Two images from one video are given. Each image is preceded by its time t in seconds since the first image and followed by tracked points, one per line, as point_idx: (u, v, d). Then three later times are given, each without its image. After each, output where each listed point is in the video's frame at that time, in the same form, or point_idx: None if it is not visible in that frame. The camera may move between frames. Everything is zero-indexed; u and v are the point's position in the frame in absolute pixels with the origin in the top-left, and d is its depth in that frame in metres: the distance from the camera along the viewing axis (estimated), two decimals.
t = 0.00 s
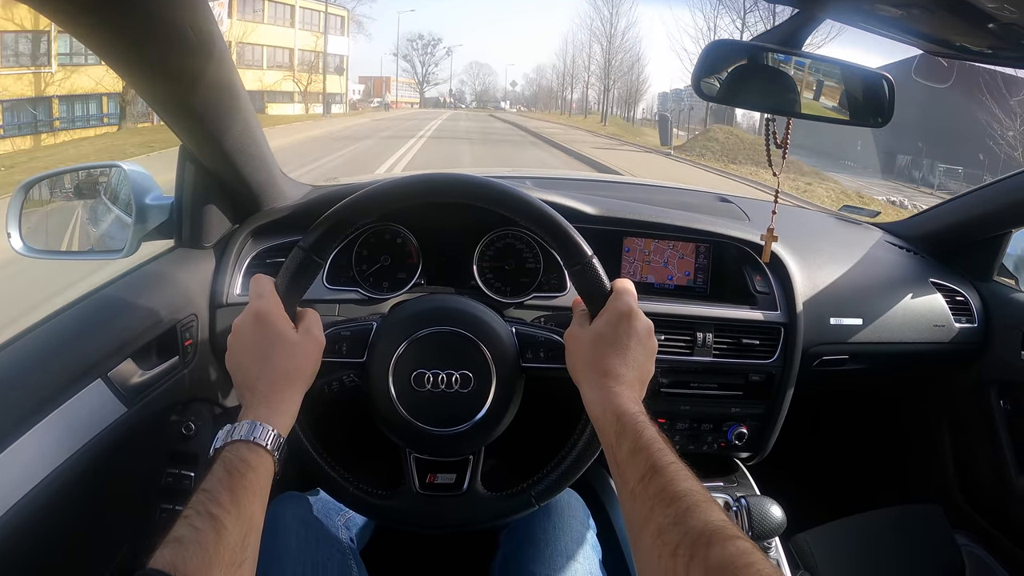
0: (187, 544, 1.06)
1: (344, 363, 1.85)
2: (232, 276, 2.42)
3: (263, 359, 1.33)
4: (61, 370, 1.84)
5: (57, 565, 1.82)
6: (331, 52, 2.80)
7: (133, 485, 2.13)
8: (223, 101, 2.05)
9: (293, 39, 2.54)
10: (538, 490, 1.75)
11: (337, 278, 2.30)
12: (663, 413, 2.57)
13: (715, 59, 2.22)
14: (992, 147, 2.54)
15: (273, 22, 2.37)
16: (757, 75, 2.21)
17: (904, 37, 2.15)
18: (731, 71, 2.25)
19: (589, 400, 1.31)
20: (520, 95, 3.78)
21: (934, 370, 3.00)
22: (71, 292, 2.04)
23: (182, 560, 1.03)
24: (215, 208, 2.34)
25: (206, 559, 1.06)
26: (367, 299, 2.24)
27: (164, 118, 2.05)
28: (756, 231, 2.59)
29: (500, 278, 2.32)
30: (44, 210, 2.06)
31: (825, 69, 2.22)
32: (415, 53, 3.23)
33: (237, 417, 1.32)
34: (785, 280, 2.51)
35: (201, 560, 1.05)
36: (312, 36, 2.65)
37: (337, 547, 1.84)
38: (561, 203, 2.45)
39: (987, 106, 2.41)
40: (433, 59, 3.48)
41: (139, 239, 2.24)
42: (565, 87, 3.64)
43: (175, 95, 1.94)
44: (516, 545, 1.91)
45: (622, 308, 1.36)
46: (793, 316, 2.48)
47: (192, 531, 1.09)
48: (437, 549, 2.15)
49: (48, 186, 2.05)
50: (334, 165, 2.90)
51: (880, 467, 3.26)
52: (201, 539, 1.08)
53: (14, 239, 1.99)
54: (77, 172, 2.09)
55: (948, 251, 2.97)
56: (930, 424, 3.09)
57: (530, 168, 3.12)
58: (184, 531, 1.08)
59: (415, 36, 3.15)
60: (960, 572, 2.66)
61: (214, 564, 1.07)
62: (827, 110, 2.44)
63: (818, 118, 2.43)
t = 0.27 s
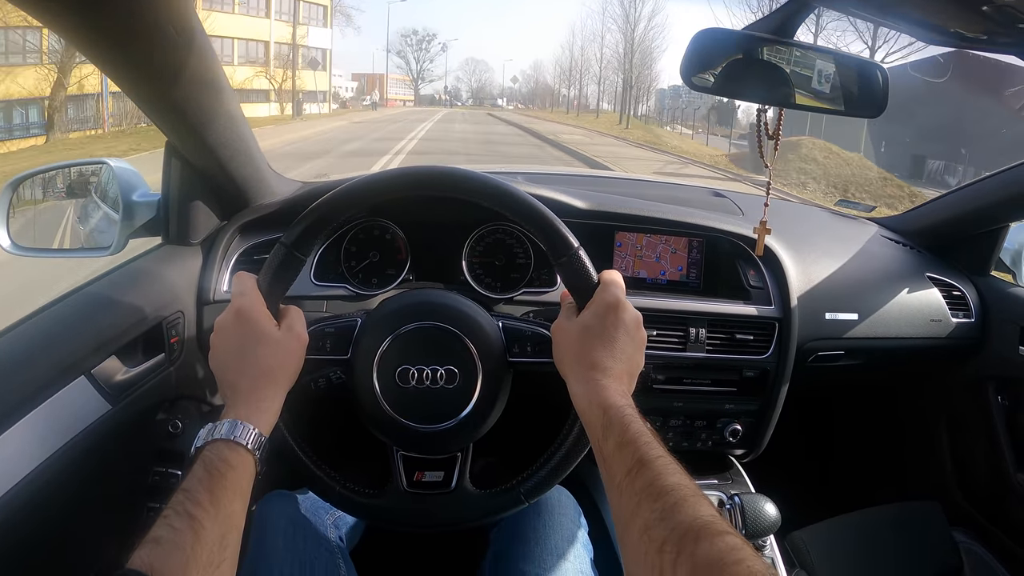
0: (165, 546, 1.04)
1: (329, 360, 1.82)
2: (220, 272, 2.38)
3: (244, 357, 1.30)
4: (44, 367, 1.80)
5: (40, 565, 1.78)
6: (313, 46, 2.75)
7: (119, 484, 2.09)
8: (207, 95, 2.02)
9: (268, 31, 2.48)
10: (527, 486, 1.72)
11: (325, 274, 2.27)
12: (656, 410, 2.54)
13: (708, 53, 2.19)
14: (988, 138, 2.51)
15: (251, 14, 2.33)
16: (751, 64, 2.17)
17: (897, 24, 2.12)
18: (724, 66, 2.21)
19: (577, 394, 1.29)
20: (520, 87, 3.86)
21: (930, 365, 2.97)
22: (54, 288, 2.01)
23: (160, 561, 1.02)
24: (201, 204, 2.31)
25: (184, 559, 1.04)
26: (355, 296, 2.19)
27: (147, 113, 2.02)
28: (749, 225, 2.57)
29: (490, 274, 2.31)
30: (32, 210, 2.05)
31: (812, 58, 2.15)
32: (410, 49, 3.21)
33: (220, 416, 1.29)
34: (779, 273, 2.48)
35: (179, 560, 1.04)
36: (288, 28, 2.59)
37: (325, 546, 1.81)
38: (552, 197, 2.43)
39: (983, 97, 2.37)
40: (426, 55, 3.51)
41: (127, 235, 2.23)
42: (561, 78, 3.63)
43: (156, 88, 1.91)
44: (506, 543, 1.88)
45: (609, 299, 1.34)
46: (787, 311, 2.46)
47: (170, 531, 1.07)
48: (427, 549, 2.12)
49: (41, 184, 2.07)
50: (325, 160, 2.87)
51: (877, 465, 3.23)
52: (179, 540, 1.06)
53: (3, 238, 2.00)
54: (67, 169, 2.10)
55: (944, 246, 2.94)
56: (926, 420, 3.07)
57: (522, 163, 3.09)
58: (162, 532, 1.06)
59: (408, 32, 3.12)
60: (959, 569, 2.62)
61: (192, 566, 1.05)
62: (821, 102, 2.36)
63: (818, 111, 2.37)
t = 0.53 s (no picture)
0: (166, 547, 1.04)
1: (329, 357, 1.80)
2: (219, 269, 2.37)
3: (243, 356, 1.29)
4: (44, 365, 1.80)
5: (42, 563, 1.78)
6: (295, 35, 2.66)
7: (120, 481, 2.09)
8: (205, 90, 2.01)
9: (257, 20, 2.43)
10: (530, 481, 1.71)
11: (324, 271, 2.26)
12: (657, 406, 2.54)
13: (707, 48, 2.17)
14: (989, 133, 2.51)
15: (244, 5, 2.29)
16: (751, 60, 2.16)
17: (898, 18, 2.12)
18: (724, 61, 2.19)
19: (577, 387, 1.29)
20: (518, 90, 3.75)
21: (931, 360, 2.97)
22: (54, 285, 2.00)
23: (163, 562, 1.02)
24: (201, 201, 2.30)
25: (188, 559, 1.04)
26: (354, 293, 2.19)
27: (146, 110, 2.02)
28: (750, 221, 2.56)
29: (491, 270, 2.30)
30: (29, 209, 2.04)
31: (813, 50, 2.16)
32: (406, 41, 3.17)
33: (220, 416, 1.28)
34: (780, 268, 2.48)
35: (181, 562, 1.03)
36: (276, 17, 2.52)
37: (327, 543, 1.80)
38: (552, 193, 2.42)
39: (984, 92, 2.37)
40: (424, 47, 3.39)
41: (126, 233, 2.20)
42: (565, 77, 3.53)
43: (155, 84, 1.90)
44: (508, 539, 1.88)
45: (609, 293, 1.33)
46: (788, 307, 2.45)
47: (171, 531, 1.06)
48: (428, 547, 2.12)
49: (41, 183, 2.06)
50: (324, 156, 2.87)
51: (878, 460, 3.23)
52: (181, 542, 1.05)
53: None
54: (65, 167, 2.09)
55: (945, 241, 2.94)
56: (927, 416, 3.07)
57: (522, 159, 3.07)
58: (164, 532, 1.06)
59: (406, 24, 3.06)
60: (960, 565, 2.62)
61: (195, 567, 1.05)
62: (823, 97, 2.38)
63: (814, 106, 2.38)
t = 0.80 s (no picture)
0: (195, 550, 1.05)
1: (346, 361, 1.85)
2: (235, 275, 2.42)
3: (266, 364, 1.33)
4: (65, 373, 1.84)
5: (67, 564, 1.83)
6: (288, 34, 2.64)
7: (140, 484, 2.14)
8: (221, 99, 2.05)
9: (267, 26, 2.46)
10: (544, 483, 1.76)
11: (338, 277, 2.31)
12: (664, 409, 2.58)
13: (714, 55, 2.22)
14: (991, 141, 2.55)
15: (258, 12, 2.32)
16: (757, 70, 2.22)
17: (899, 33, 2.16)
18: (729, 66, 2.25)
19: (591, 393, 1.34)
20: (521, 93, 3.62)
21: (933, 363, 3.01)
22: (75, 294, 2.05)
23: (191, 564, 1.03)
24: (215, 208, 2.34)
25: (216, 562, 1.05)
26: (369, 298, 2.23)
27: (163, 119, 2.06)
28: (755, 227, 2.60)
29: (501, 275, 2.35)
30: (42, 210, 2.12)
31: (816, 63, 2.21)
32: (406, 42, 3.07)
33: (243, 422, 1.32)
34: (784, 274, 2.53)
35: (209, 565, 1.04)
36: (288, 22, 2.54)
37: (343, 544, 1.85)
38: (560, 200, 2.46)
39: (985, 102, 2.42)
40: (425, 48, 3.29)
41: (141, 239, 2.26)
42: (570, 77, 3.48)
43: (175, 95, 1.95)
44: (520, 540, 1.92)
45: (620, 300, 1.37)
46: (792, 312, 2.51)
47: (200, 536, 1.08)
48: (441, 546, 2.16)
49: (53, 188, 2.13)
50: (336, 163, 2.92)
51: (880, 461, 3.28)
52: (209, 545, 1.07)
53: (15, 241, 2.05)
54: (79, 173, 2.16)
55: (947, 245, 2.98)
56: (929, 418, 3.11)
57: (528, 164, 3.11)
58: (192, 537, 1.07)
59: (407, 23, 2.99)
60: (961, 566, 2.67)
61: (223, 569, 1.06)
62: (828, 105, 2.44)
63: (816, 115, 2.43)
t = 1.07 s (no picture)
0: (200, 557, 1.06)
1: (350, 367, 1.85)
2: (238, 280, 2.43)
3: (269, 371, 1.33)
4: (69, 379, 1.85)
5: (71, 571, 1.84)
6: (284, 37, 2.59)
7: (144, 490, 2.15)
8: (226, 107, 2.06)
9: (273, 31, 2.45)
10: (548, 488, 1.76)
11: (341, 282, 2.32)
12: (666, 413, 2.59)
13: (716, 59, 2.21)
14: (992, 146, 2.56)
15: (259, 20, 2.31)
16: (758, 74, 2.22)
17: (901, 39, 2.17)
18: (731, 69, 2.23)
19: (594, 397, 1.34)
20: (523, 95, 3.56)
21: (935, 366, 3.01)
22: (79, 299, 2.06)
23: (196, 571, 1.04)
24: (219, 213, 2.35)
25: (221, 567, 1.06)
26: (372, 303, 2.24)
27: (167, 126, 2.07)
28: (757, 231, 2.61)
29: (504, 280, 2.35)
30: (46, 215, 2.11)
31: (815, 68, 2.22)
32: (407, 42, 3.06)
33: (247, 429, 1.32)
34: (787, 278, 2.53)
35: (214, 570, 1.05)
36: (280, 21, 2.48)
37: (347, 549, 1.85)
38: (563, 205, 2.47)
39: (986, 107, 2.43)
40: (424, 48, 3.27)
41: (145, 244, 2.25)
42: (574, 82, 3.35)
43: (177, 99, 1.95)
44: (523, 544, 1.93)
45: (622, 304, 1.37)
46: (795, 315, 2.50)
47: (206, 543, 1.09)
48: (444, 550, 2.17)
49: (58, 193, 2.12)
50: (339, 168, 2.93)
51: (882, 465, 3.27)
52: (214, 552, 1.07)
53: (20, 246, 2.04)
54: (83, 179, 2.15)
55: (948, 249, 2.98)
56: (932, 421, 3.11)
57: (531, 169, 3.11)
58: (198, 544, 1.08)
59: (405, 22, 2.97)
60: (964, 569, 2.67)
61: None
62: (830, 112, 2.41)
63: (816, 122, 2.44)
